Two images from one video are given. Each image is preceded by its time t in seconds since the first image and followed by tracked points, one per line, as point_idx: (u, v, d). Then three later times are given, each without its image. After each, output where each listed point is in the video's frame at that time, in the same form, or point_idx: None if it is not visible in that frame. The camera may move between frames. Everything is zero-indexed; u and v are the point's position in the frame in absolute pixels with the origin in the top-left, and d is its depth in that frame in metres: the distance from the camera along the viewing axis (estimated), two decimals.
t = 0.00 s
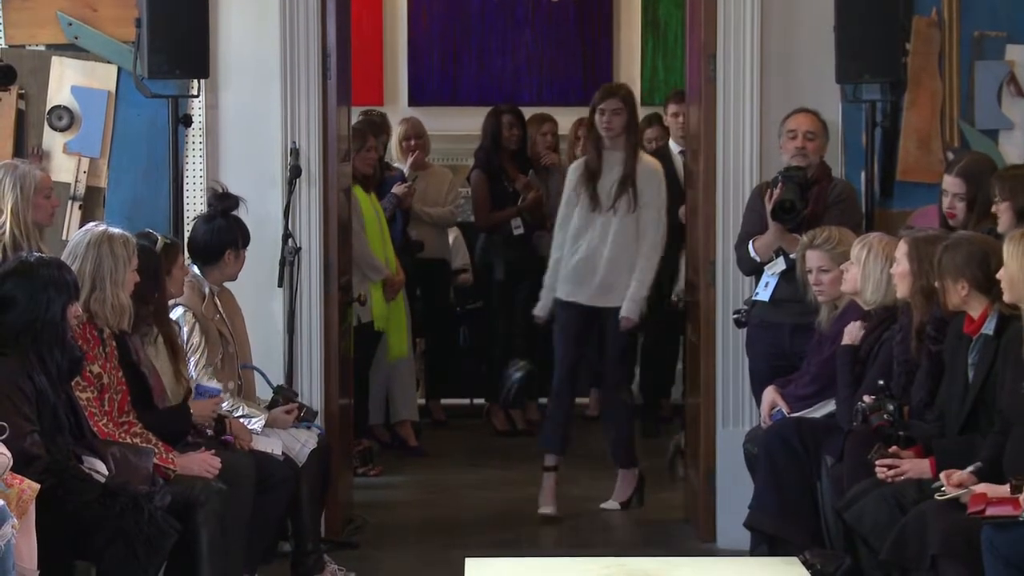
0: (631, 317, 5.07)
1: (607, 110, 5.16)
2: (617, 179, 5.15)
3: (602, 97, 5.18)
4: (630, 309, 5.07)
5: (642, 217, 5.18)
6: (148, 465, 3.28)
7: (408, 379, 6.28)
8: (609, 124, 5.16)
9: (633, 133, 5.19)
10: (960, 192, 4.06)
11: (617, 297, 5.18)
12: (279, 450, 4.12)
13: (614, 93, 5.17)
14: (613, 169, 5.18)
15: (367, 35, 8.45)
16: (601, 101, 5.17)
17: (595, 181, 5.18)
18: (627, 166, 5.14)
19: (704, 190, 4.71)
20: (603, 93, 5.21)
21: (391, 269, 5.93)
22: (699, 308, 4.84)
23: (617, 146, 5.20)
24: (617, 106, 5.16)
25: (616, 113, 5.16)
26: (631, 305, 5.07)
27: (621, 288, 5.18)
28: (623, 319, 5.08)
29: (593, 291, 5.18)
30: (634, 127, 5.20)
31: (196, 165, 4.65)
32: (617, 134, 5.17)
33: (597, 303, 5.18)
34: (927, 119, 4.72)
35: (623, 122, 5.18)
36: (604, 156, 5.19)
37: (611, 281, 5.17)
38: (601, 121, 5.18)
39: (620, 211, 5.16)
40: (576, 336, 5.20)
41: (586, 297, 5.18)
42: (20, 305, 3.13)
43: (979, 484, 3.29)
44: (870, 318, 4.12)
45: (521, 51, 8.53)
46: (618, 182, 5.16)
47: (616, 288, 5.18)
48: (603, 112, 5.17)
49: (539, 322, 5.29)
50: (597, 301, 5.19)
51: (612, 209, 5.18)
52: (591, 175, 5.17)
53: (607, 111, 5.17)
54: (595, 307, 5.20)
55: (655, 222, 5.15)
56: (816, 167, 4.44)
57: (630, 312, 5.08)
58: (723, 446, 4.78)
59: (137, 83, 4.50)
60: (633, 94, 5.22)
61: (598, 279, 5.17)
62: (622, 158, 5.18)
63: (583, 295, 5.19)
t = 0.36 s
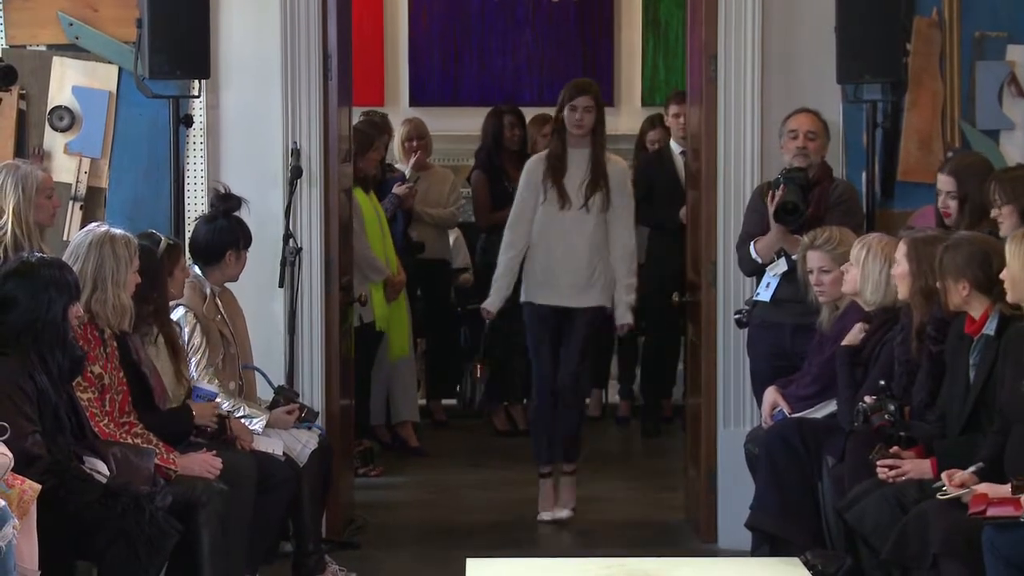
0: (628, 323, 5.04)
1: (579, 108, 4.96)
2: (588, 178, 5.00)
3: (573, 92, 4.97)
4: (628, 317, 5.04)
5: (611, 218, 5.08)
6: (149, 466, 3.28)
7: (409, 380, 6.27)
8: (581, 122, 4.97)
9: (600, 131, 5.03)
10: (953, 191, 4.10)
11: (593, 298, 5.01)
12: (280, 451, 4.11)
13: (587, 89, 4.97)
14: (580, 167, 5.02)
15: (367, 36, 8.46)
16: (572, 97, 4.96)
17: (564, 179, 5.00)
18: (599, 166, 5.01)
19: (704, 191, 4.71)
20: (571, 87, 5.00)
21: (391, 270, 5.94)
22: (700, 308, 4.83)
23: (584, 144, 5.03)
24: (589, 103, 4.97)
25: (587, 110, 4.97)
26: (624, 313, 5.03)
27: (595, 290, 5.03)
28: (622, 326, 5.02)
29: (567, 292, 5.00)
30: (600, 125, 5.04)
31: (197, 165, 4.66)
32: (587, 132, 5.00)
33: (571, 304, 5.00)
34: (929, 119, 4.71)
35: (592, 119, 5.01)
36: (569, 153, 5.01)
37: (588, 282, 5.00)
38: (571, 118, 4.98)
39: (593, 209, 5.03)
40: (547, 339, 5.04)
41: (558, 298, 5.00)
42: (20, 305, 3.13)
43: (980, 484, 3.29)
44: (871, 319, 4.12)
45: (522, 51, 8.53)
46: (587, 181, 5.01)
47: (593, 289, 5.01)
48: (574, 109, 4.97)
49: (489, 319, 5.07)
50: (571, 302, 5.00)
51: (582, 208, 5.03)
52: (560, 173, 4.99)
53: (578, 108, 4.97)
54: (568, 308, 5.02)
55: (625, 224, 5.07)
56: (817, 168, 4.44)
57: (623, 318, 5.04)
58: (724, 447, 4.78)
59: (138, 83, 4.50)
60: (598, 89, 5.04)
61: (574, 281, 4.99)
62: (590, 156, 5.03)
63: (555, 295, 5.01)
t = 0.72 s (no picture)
0: (612, 337, 4.96)
1: (567, 115, 4.87)
2: (579, 187, 4.90)
3: (559, 98, 4.88)
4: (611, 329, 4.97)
5: (597, 228, 4.98)
6: (150, 467, 3.29)
7: (409, 380, 6.27)
8: (569, 129, 4.88)
9: (587, 139, 4.93)
10: (945, 198, 4.15)
11: (584, 310, 4.89)
12: (281, 451, 4.11)
13: (574, 94, 4.88)
14: (569, 175, 4.92)
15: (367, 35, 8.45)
16: (559, 103, 4.87)
17: (552, 187, 4.90)
18: (589, 174, 4.90)
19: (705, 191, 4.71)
20: (557, 93, 4.91)
21: (389, 272, 5.95)
22: (701, 308, 4.83)
23: (571, 152, 4.94)
24: (576, 109, 4.88)
25: (574, 117, 4.88)
26: (609, 325, 4.97)
27: (585, 302, 4.91)
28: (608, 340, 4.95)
29: (558, 305, 4.89)
30: (587, 133, 4.94)
31: (197, 165, 4.66)
32: (574, 139, 4.90)
33: (563, 317, 4.89)
34: (929, 120, 4.70)
35: (579, 127, 4.91)
36: (557, 160, 4.93)
37: (578, 294, 4.88)
38: (558, 125, 4.88)
39: (583, 219, 4.91)
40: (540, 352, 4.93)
41: (549, 311, 4.90)
42: (21, 306, 3.13)
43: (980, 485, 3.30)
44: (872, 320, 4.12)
45: (522, 51, 8.52)
46: (577, 190, 4.91)
47: (583, 301, 4.89)
48: (561, 116, 4.88)
49: (486, 333, 4.95)
50: (562, 315, 4.89)
51: (571, 218, 4.92)
52: (548, 181, 4.89)
53: (566, 114, 4.88)
54: (557, 321, 4.90)
55: (611, 234, 4.99)
56: (818, 168, 4.45)
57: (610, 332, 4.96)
58: (724, 447, 4.78)
59: (139, 84, 4.49)
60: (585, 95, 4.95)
61: (565, 294, 4.88)
62: (578, 165, 4.93)
63: (545, 309, 4.91)
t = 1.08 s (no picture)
0: (613, 324, 4.82)
1: (563, 106, 4.86)
2: (578, 179, 4.86)
3: (555, 89, 4.87)
4: (612, 318, 4.83)
5: (598, 221, 4.92)
6: (150, 468, 3.28)
7: (410, 381, 6.26)
8: (566, 120, 4.86)
9: (585, 133, 4.92)
10: (942, 200, 4.16)
11: (579, 306, 4.86)
12: (281, 452, 4.11)
13: (571, 85, 4.88)
14: (567, 168, 4.89)
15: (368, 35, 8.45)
16: (555, 93, 4.86)
17: (551, 180, 4.86)
18: (587, 166, 4.87)
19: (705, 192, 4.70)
20: (553, 85, 4.91)
21: (392, 272, 5.97)
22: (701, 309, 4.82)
23: (569, 145, 4.92)
24: (573, 101, 4.87)
25: (571, 108, 4.87)
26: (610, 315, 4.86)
27: (582, 296, 4.88)
28: (608, 326, 4.81)
29: (557, 298, 4.83)
30: (586, 126, 4.93)
31: (197, 166, 4.65)
32: (572, 131, 4.88)
33: (561, 310, 4.83)
34: (929, 120, 4.69)
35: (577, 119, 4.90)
36: (555, 153, 4.90)
37: (575, 287, 4.85)
38: (555, 116, 4.87)
39: (582, 212, 4.88)
40: (539, 347, 4.83)
41: (547, 305, 4.83)
42: (21, 306, 3.14)
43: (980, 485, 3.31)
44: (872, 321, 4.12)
45: (522, 51, 8.52)
46: (576, 182, 4.87)
47: (580, 295, 4.87)
48: (558, 107, 4.87)
49: (487, 336, 4.86)
50: (561, 309, 4.83)
51: (571, 211, 4.88)
52: (546, 173, 4.85)
53: (562, 106, 4.87)
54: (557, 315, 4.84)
55: (613, 227, 4.91)
56: (818, 171, 4.48)
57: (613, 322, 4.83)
58: (724, 448, 4.78)
59: (139, 84, 4.49)
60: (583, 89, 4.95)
61: (563, 287, 4.83)
62: (577, 158, 4.91)
63: (543, 302, 4.83)
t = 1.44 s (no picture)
0: (627, 344, 4.71)
1: (568, 107, 4.63)
2: (585, 185, 4.63)
3: (559, 90, 4.64)
4: (625, 335, 4.71)
5: (604, 230, 4.72)
6: (151, 469, 3.37)
7: (410, 381, 6.25)
8: (571, 122, 4.64)
9: (587, 137, 4.71)
10: (940, 201, 4.17)
11: (591, 317, 4.64)
12: (280, 454, 4.13)
13: (576, 86, 4.63)
14: (573, 173, 4.66)
15: (368, 37, 8.45)
16: (560, 96, 4.63)
17: (557, 186, 4.62)
18: (594, 171, 4.64)
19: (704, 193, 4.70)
20: (555, 87, 4.68)
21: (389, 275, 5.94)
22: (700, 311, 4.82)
23: (574, 149, 4.69)
24: (578, 102, 4.64)
25: (576, 109, 4.64)
26: (621, 332, 4.71)
27: (592, 307, 4.66)
28: (623, 347, 4.69)
29: (567, 309, 4.61)
30: (588, 130, 4.71)
31: (197, 168, 4.66)
32: (577, 134, 4.66)
33: (571, 322, 4.61)
34: (929, 123, 4.66)
35: (581, 121, 4.67)
36: (560, 158, 4.66)
37: (586, 298, 4.63)
38: (560, 118, 4.64)
39: (590, 219, 4.65)
40: (547, 364, 4.63)
41: (557, 317, 4.61)
42: (20, 308, 3.14)
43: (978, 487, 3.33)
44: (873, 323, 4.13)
45: (523, 52, 8.51)
46: (583, 188, 4.64)
47: (591, 305, 4.65)
48: (562, 109, 4.64)
49: (493, 352, 4.69)
50: (571, 320, 4.61)
51: (578, 218, 4.65)
52: (552, 179, 4.61)
53: (567, 108, 4.64)
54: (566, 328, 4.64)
55: (620, 235, 4.71)
56: (817, 172, 4.43)
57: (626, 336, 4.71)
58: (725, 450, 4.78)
59: (139, 86, 4.51)
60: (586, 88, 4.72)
61: (574, 297, 4.60)
62: (582, 162, 4.68)
63: (554, 315, 4.61)
